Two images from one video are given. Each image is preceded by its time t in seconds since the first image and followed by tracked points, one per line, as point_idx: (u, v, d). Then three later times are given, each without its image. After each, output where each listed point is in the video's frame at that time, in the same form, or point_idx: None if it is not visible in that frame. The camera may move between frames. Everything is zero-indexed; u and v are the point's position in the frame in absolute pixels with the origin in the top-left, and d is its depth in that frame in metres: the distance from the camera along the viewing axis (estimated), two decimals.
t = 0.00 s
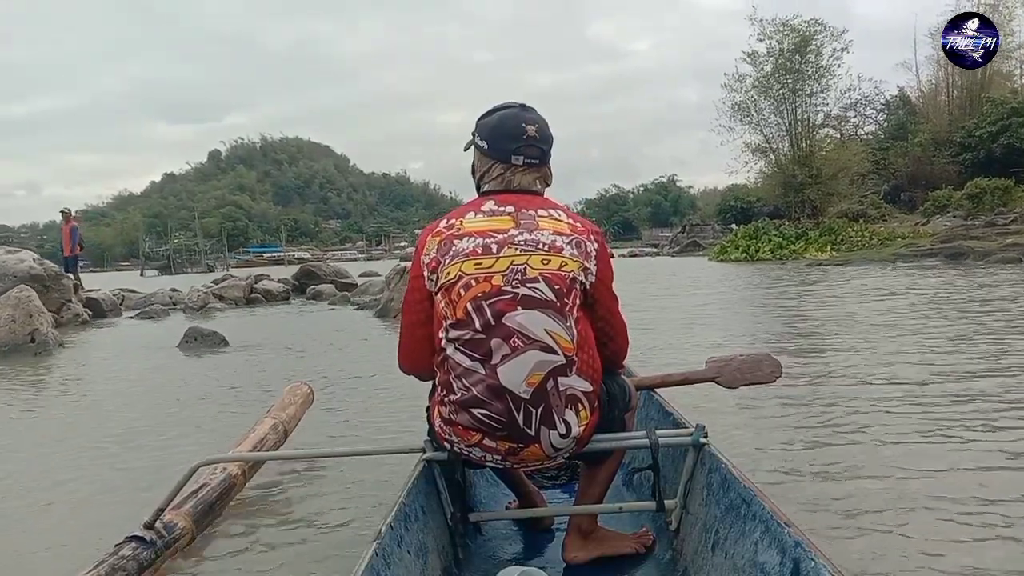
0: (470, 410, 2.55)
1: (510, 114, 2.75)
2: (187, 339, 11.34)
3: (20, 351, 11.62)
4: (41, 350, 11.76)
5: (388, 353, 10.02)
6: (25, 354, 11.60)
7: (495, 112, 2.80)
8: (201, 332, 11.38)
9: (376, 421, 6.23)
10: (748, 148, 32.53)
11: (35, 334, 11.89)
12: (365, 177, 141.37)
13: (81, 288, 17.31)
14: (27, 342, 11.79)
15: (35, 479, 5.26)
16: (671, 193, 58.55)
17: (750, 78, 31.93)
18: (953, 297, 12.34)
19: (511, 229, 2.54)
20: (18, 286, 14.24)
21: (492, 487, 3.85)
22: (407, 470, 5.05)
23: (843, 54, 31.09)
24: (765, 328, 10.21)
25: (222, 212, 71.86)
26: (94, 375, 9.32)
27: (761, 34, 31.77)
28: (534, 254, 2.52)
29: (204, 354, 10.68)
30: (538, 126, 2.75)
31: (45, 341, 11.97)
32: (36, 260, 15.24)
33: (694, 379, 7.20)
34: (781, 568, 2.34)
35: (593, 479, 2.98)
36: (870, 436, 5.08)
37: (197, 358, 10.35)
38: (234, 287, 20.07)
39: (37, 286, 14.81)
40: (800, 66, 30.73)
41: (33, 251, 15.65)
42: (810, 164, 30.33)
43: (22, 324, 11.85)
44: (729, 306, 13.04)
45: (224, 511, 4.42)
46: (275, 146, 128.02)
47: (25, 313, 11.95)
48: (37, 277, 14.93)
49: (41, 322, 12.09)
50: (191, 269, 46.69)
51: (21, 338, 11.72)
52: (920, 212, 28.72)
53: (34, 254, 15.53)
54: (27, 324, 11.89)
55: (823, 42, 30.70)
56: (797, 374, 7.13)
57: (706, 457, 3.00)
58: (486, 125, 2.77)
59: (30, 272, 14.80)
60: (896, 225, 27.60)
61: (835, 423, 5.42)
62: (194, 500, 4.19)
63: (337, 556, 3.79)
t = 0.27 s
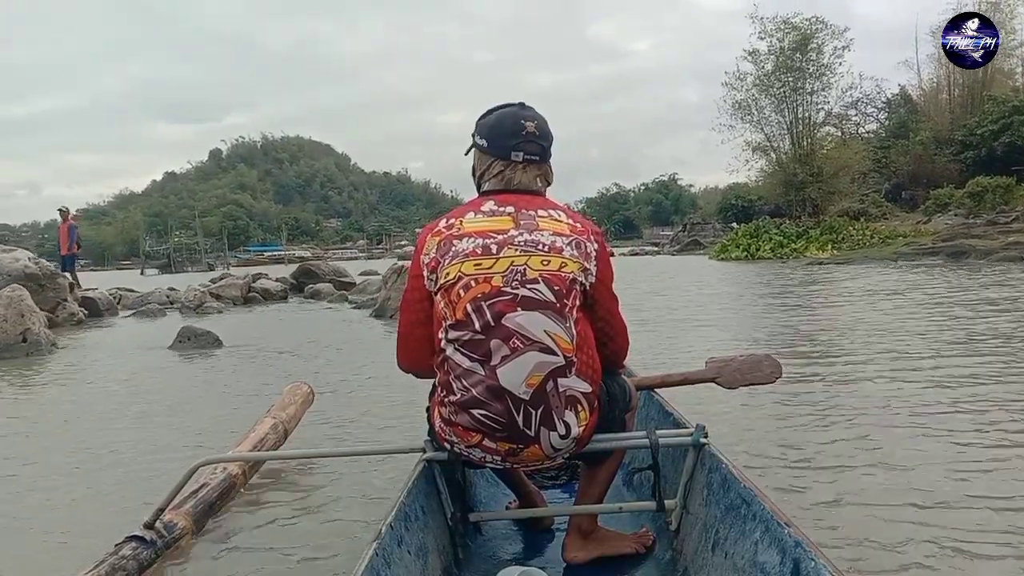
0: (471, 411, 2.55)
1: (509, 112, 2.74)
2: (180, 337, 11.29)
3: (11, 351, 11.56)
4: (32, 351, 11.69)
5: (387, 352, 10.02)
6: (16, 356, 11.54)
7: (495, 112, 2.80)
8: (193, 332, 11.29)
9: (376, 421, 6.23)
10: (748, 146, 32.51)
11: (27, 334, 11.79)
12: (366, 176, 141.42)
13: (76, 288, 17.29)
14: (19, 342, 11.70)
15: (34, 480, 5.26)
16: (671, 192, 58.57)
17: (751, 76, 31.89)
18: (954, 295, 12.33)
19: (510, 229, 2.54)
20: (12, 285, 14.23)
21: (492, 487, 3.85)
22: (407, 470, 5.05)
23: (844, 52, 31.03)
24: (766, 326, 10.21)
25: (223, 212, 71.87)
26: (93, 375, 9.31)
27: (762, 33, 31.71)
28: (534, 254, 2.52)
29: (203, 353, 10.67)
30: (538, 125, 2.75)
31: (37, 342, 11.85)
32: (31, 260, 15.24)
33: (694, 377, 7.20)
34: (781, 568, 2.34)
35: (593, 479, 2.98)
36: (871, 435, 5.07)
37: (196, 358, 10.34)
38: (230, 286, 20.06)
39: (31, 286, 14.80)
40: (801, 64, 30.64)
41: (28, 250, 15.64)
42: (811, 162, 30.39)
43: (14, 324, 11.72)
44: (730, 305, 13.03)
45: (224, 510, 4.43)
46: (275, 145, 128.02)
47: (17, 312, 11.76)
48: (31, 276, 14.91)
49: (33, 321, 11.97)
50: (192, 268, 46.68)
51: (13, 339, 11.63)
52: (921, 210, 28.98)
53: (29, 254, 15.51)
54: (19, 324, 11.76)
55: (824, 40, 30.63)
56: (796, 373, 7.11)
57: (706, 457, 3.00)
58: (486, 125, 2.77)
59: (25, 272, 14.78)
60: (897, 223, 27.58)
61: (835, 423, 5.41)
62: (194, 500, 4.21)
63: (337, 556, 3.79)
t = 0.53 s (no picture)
0: (471, 410, 2.54)
1: (512, 114, 2.75)
2: (174, 337, 11.25)
3: (5, 351, 11.54)
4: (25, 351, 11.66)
5: (388, 350, 10.03)
6: (9, 355, 11.50)
7: (497, 111, 2.79)
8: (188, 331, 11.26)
9: (377, 419, 6.24)
10: (749, 143, 32.56)
11: (20, 334, 11.76)
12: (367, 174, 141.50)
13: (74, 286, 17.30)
14: (12, 342, 11.68)
15: (35, 478, 5.27)
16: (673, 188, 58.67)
17: (753, 73, 31.92)
18: (957, 290, 12.33)
19: (511, 229, 2.54)
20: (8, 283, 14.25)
21: (492, 487, 3.85)
22: (406, 469, 5.05)
23: (846, 48, 31.04)
24: (768, 322, 10.22)
25: (224, 209, 71.94)
26: (94, 374, 9.32)
27: (763, 29, 31.72)
28: (535, 254, 2.52)
29: (203, 351, 10.68)
30: (540, 125, 2.75)
31: (31, 341, 11.79)
32: (28, 258, 15.25)
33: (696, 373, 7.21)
34: (781, 568, 2.34)
35: (593, 479, 2.98)
36: (872, 433, 5.08)
37: (196, 356, 10.35)
38: (229, 284, 20.07)
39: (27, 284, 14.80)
40: (802, 60, 30.70)
41: (24, 248, 15.64)
42: (812, 158, 30.13)
43: (7, 324, 11.71)
44: (732, 301, 13.04)
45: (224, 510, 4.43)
46: (276, 143, 128.06)
47: (9, 313, 11.74)
48: (27, 274, 14.92)
49: (25, 321, 11.94)
50: (193, 265, 46.75)
51: (7, 338, 11.61)
52: (923, 207, 29.12)
53: (25, 252, 15.53)
54: (11, 323, 11.74)
55: (825, 35, 30.74)
56: (798, 370, 7.11)
57: (706, 457, 3.00)
58: (488, 124, 2.77)
59: (21, 270, 14.80)
60: (899, 220, 27.62)
61: (837, 421, 5.42)
62: (194, 500, 4.21)
63: (337, 555, 3.80)
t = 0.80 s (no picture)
0: (471, 410, 2.55)
1: (514, 113, 2.74)
2: (169, 337, 11.26)
3: None
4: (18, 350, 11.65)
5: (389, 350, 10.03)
6: (1, 355, 11.47)
7: (499, 111, 2.79)
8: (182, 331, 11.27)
9: (378, 419, 6.24)
10: (751, 141, 32.55)
11: (12, 334, 11.74)
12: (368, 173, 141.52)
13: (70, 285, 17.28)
14: (5, 341, 11.67)
15: (34, 478, 5.27)
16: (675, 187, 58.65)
17: (755, 71, 31.92)
18: (961, 290, 12.31)
19: (512, 229, 2.54)
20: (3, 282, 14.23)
21: (492, 487, 3.85)
22: (406, 469, 5.05)
23: (849, 46, 31.02)
24: (771, 322, 10.22)
25: (226, 208, 71.98)
26: (95, 373, 9.33)
27: (766, 26, 31.71)
28: (535, 254, 2.52)
29: (203, 351, 10.68)
30: (542, 125, 2.75)
31: (24, 341, 11.76)
32: (23, 257, 15.23)
33: (698, 372, 7.21)
34: (781, 568, 2.34)
35: (594, 479, 2.98)
36: (872, 433, 5.07)
37: (197, 355, 10.35)
38: (227, 283, 20.05)
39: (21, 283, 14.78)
40: (805, 57, 30.69)
41: (20, 248, 15.63)
42: (815, 157, 30.18)
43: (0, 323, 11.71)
44: (735, 301, 13.02)
45: (224, 510, 4.42)
46: (277, 142, 128.04)
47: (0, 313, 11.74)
48: (22, 273, 14.91)
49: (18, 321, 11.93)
50: (196, 263, 46.78)
51: None
52: (926, 205, 29.13)
53: (20, 251, 15.51)
54: (4, 323, 11.73)
55: (828, 33, 30.72)
56: (800, 370, 7.10)
57: (706, 457, 3.00)
58: (489, 124, 2.77)
59: (16, 269, 14.78)
60: (901, 219, 27.63)
61: (838, 420, 5.42)
62: (194, 500, 4.20)
63: (337, 556, 3.79)
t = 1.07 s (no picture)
0: (470, 411, 2.55)
1: (514, 113, 2.75)
2: (162, 337, 11.29)
3: None
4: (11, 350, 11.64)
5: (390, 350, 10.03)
6: None
7: (498, 112, 2.80)
8: (177, 331, 11.32)
9: (378, 419, 6.24)
10: (753, 141, 32.56)
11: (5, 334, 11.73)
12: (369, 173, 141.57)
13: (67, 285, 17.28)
14: None
15: (35, 479, 5.27)
16: (677, 187, 58.68)
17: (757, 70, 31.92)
18: (963, 291, 12.32)
19: (511, 229, 2.54)
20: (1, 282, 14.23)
21: (492, 487, 3.85)
22: (406, 470, 5.05)
23: (851, 45, 31.00)
24: (773, 322, 10.22)
25: (227, 207, 72.01)
26: (96, 373, 9.32)
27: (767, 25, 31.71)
28: (534, 254, 2.52)
29: (203, 352, 10.68)
30: (542, 125, 2.75)
31: (15, 341, 11.72)
32: (20, 257, 15.24)
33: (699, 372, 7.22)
34: (781, 568, 2.34)
35: (593, 479, 2.98)
36: (874, 433, 5.08)
37: (198, 356, 10.34)
38: (225, 283, 20.05)
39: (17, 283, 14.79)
40: (807, 57, 30.68)
41: (17, 247, 15.63)
42: (816, 157, 30.21)
43: None
44: (737, 301, 13.02)
45: (224, 511, 4.42)
46: (278, 142, 128.02)
47: None
48: (20, 273, 14.92)
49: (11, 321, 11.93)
50: (197, 263, 46.80)
51: None
52: (928, 205, 29.09)
53: (17, 251, 15.51)
54: None
55: (830, 33, 30.70)
56: (802, 370, 7.10)
57: (706, 457, 3.00)
58: (489, 124, 2.77)
59: (13, 269, 14.78)
60: (903, 218, 27.63)
61: (838, 420, 5.42)
62: (194, 501, 4.20)
63: (337, 556, 3.79)
